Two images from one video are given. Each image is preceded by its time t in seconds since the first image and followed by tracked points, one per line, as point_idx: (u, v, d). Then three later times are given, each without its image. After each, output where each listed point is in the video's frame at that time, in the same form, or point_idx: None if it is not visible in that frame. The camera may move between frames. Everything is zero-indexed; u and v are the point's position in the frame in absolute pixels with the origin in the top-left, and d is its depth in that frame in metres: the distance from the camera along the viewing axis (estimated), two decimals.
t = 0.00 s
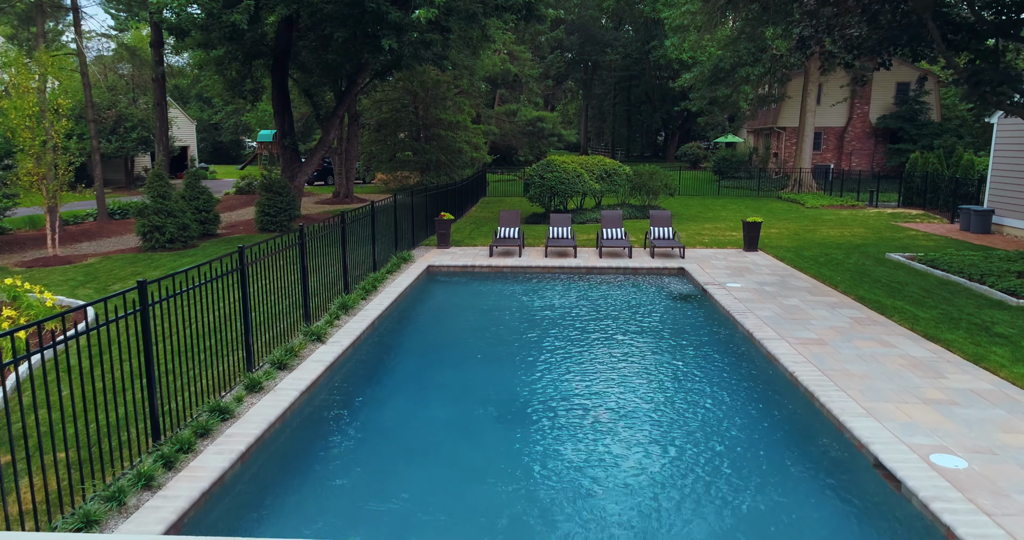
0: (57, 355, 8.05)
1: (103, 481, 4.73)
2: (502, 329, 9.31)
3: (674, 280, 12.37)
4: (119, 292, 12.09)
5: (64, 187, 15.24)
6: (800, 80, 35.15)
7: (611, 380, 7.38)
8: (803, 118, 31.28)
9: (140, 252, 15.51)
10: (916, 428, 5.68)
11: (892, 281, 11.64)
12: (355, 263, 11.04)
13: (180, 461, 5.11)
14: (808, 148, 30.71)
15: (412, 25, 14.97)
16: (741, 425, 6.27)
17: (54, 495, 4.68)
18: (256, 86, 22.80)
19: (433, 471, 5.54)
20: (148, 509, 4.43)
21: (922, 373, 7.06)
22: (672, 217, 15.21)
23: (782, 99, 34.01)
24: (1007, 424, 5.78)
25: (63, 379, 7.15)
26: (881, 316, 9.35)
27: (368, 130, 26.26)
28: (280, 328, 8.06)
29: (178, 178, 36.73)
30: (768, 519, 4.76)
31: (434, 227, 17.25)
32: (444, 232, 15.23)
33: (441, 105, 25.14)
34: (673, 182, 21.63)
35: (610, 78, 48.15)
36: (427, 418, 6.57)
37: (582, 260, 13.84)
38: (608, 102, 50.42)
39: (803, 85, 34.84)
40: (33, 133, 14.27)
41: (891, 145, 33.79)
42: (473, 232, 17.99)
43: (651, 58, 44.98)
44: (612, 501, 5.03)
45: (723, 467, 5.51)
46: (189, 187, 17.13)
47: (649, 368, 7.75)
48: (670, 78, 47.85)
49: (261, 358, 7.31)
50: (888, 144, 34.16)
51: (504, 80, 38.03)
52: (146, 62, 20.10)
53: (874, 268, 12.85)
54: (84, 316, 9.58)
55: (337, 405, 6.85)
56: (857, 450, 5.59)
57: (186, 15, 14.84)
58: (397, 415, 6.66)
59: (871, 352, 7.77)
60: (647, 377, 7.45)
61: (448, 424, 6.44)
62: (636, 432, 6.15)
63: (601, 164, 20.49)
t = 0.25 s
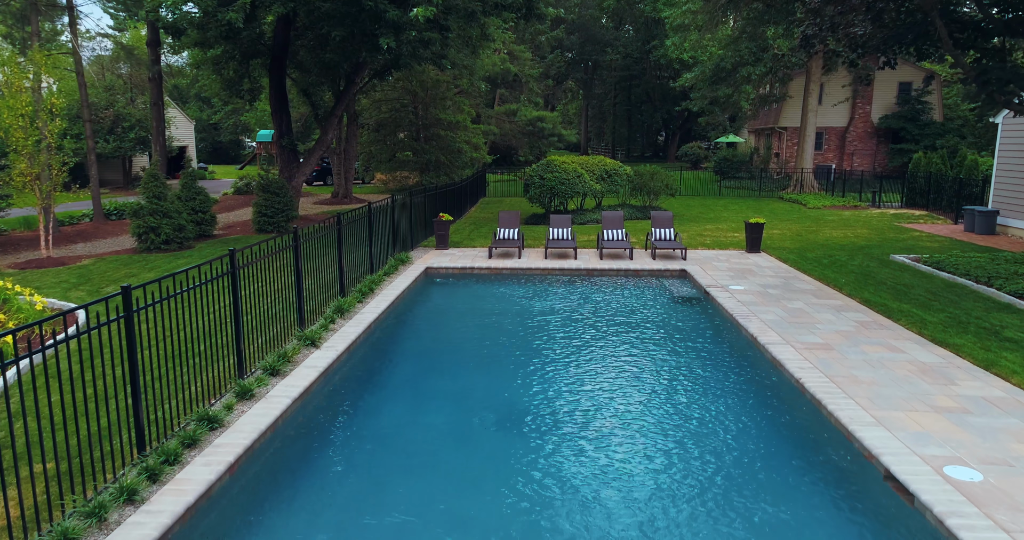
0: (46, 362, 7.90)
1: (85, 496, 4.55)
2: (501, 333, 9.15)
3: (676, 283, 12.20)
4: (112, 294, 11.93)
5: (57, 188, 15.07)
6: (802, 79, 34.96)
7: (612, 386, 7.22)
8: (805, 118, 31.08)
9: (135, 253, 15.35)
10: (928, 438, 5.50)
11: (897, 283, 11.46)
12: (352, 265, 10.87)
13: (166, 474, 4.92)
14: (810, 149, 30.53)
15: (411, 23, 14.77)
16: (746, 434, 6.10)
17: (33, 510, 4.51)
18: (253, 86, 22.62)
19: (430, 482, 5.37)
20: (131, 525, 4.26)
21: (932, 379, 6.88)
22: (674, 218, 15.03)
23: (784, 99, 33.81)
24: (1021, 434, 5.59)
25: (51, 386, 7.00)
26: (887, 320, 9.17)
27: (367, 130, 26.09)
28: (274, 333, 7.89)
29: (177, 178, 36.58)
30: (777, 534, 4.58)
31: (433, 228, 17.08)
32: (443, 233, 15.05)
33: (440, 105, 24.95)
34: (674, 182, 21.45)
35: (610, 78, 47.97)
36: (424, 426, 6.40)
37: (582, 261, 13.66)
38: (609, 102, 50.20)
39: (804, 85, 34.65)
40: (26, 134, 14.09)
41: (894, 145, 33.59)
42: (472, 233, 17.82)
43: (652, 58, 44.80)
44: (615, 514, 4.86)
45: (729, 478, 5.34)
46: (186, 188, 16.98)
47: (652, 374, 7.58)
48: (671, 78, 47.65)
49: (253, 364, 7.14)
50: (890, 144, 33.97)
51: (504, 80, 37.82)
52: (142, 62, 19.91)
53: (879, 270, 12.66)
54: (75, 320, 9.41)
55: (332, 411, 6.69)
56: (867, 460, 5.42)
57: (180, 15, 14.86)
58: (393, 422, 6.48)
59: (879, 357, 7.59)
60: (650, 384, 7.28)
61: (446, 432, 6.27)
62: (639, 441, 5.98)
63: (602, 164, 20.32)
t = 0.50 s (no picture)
0: (33, 367, 7.71)
1: (65, 511, 4.37)
2: (500, 338, 8.98)
3: (677, 285, 12.01)
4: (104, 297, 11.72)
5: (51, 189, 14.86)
6: (803, 79, 34.75)
7: (615, 393, 7.04)
8: (807, 118, 30.85)
9: (130, 255, 15.15)
10: (942, 448, 5.30)
11: (903, 286, 11.28)
12: (348, 267, 10.67)
13: (150, 487, 4.73)
14: (812, 149, 30.32)
15: (409, 21, 14.57)
16: (752, 444, 5.92)
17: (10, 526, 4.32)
18: (250, 85, 22.41)
19: (428, 494, 5.18)
20: None
21: (942, 386, 6.70)
22: (675, 219, 14.83)
23: (785, 98, 33.61)
24: None
25: (38, 393, 6.80)
26: (894, 323, 8.98)
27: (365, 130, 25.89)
28: (266, 338, 7.70)
29: (175, 178, 36.34)
30: None
31: (431, 229, 16.88)
32: (441, 234, 14.86)
33: (440, 104, 24.76)
34: (675, 182, 21.26)
35: (610, 78, 47.82)
36: (422, 434, 6.21)
37: (582, 263, 13.47)
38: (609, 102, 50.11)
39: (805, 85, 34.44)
40: (18, 134, 13.89)
41: (895, 144, 33.40)
42: (471, 234, 17.64)
43: (652, 57, 44.60)
44: (618, 528, 4.67)
45: (736, 490, 5.15)
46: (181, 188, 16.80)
47: (654, 380, 7.40)
48: (672, 77, 47.46)
49: (244, 370, 6.95)
50: (892, 144, 33.77)
51: (503, 79, 37.61)
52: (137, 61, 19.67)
53: (884, 272, 12.47)
54: (66, 322, 9.20)
55: (326, 418, 6.51)
56: (878, 472, 5.23)
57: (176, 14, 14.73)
58: (389, 431, 6.29)
59: (886, 363, 7.41)
60: (652, 391, 7.10)
61: (443, 440, 6.09)
62: (642, 451, 5.80)
63: (602, 164, 20.13)
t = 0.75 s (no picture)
0: (19, 374, 7.53)
1: (41, 528, 4.18)
2: (499, 342, 8.79)
3: (679, 287, 11.82)
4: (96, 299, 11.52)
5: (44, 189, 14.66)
6: (804, 79, 34.56)
7: (616, 401, 6.85)
8: (808, 118, 30.64)
9: (124, 256, 14.96)
10: (957, 460, 5.10)
11: (908, 288, 11.09)
12: (344, 269, 10.48)
13: (132, 502, 4.54)
14: (813, 149, 30.13)
15: (407, 20, 14.35)
16: (758, 454, 5.72)
17: None
18: (247, 85, 22.21)
19: (424, 506, 4.99)
20: None
21: (954, 393, 6.50)
22: (677, 220, 14.63)
23: (786, 98, 33.42)
24: None
25: (22, 400, 6.60)
26: (901, 327, 8.78)
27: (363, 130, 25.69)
28: (258, 343, 7.51)
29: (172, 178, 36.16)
30: None
31: (430, 230, 16.68)
32: (439, 236, 14.66)
33: (439, 104, 24.56)
34: (676, 183, 21.07)
35: (610, 77, 47.61)
36: (418, 443, 6.02)
37: (582, 264, 13.27)
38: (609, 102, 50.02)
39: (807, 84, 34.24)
40: (10, 134, 13.68)
41: (897, 144, 33.22)
42: (470, 235, 17.44)
43: (652, 57, 44.41)
44: None
45: (744, 503, 4.97)
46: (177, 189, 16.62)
47: (657, 387, 7.21)
48: (672, 77, 47.27)
49: (234, 377, 6.76)
50: (894, 143, 33.58)
51: (503, 79, 37.40)
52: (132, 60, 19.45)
53: (889, 273, 12.28)
54: (54, 326, 9.00)
55: (319, 427, 6.32)
56: (889, 484, 5.04)
57: (172, 13, 14.59)
58: (384, 439, 6.11)
59: (895, 369, 7.21)
60: (655, 399, 6.90)
61: (439, 450, 5.90)
62: (645, 462, 5.61)
63: (602, 164, 19.94)
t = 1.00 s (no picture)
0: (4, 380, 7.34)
1: None
2: (498, 347, 8.61)
3: (681, 290, 11.64)
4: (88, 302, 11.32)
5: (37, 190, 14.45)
6: (806, 78, 34.34)
7: (617, 409, 6.66)
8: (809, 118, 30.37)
9: (118, 257, 14.76)
10: (972, 473, 4.91)
11: (914, 291, 10.90)
12: (339, 271, 10.29)
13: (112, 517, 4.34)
14: (815, 149, 29.93)
15: (404, 18, 14.13)
16: (764, 465, 5.54)
17: None
18: (245, 84, 22.00)
19: (418, 519, 4.81)
20: None
21: (965, 401, 6.31)
22: (678, 221, 14.43)
23: (788, 98, 33.21)
24: None
25: (5, 408, 6.41)
26: (909, 331, 8.58)
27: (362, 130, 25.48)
28: (250, 349, 7.32)
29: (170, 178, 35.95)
30: None
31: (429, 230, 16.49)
32: (438, 237, 14.47)
33: (438, 104, 24.36)
34: (677, 183, 20.86)
35: (611, 77, 47.38)
36: (412, 453, 5.84)
37: (582, 266, 13.08)
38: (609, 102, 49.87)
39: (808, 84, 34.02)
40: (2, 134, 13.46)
41: (899, 144, 33.02)
42: (469, 236, 17.24)
43: (653, 57, 44.21)
44: None
45: (748, 517, 4.78)
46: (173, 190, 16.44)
47: (659, 395, 7.02)
48: (672, 77, 47.06)
49: (224, 384, 6.57)
50: (896, 143, 33.37)
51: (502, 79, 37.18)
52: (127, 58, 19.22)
53: (895, 276, 12.07)
54: (43, 330, 8.80)
55: (311, 436, 6.13)
56: (902, 498, 4.85)
57: (168, 11, 14.37)
58: (378, 449, 5.92)
59: (904, 375, 7.01)
60: (656, 407, 6.72)
61: (434, 460, 5.71)
62: (647, 473, 5.42)
63: (602, 164, 19.74)
